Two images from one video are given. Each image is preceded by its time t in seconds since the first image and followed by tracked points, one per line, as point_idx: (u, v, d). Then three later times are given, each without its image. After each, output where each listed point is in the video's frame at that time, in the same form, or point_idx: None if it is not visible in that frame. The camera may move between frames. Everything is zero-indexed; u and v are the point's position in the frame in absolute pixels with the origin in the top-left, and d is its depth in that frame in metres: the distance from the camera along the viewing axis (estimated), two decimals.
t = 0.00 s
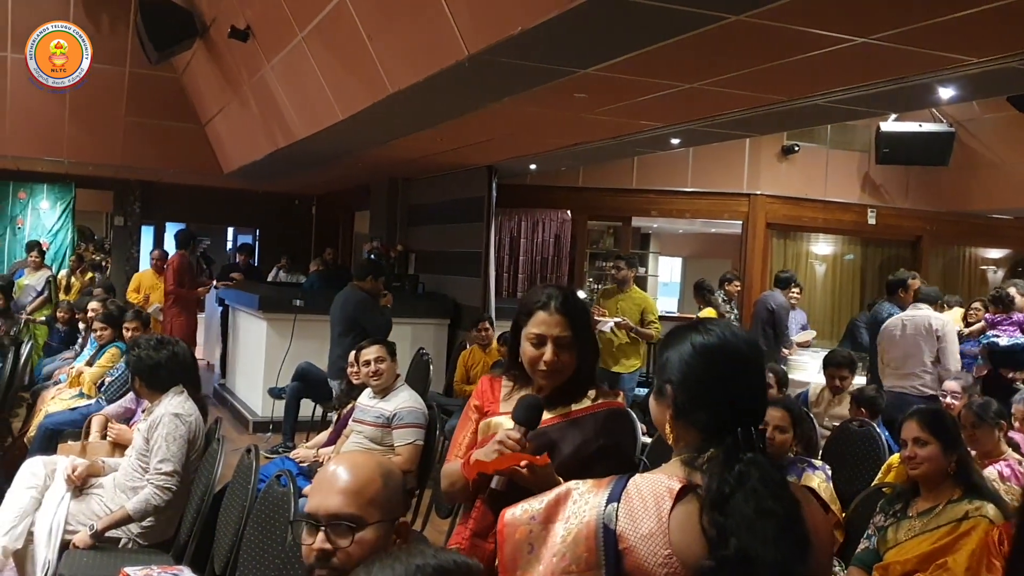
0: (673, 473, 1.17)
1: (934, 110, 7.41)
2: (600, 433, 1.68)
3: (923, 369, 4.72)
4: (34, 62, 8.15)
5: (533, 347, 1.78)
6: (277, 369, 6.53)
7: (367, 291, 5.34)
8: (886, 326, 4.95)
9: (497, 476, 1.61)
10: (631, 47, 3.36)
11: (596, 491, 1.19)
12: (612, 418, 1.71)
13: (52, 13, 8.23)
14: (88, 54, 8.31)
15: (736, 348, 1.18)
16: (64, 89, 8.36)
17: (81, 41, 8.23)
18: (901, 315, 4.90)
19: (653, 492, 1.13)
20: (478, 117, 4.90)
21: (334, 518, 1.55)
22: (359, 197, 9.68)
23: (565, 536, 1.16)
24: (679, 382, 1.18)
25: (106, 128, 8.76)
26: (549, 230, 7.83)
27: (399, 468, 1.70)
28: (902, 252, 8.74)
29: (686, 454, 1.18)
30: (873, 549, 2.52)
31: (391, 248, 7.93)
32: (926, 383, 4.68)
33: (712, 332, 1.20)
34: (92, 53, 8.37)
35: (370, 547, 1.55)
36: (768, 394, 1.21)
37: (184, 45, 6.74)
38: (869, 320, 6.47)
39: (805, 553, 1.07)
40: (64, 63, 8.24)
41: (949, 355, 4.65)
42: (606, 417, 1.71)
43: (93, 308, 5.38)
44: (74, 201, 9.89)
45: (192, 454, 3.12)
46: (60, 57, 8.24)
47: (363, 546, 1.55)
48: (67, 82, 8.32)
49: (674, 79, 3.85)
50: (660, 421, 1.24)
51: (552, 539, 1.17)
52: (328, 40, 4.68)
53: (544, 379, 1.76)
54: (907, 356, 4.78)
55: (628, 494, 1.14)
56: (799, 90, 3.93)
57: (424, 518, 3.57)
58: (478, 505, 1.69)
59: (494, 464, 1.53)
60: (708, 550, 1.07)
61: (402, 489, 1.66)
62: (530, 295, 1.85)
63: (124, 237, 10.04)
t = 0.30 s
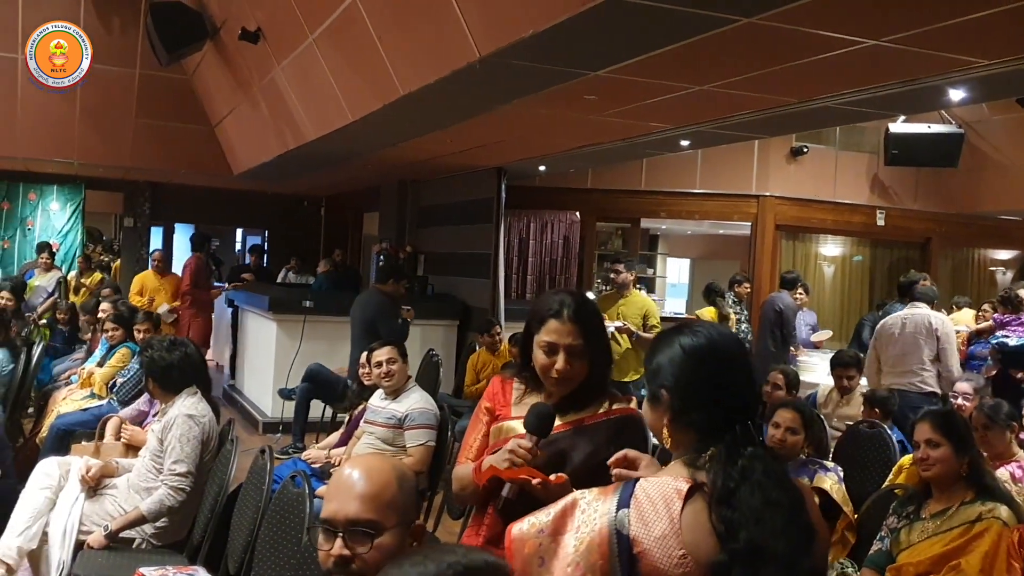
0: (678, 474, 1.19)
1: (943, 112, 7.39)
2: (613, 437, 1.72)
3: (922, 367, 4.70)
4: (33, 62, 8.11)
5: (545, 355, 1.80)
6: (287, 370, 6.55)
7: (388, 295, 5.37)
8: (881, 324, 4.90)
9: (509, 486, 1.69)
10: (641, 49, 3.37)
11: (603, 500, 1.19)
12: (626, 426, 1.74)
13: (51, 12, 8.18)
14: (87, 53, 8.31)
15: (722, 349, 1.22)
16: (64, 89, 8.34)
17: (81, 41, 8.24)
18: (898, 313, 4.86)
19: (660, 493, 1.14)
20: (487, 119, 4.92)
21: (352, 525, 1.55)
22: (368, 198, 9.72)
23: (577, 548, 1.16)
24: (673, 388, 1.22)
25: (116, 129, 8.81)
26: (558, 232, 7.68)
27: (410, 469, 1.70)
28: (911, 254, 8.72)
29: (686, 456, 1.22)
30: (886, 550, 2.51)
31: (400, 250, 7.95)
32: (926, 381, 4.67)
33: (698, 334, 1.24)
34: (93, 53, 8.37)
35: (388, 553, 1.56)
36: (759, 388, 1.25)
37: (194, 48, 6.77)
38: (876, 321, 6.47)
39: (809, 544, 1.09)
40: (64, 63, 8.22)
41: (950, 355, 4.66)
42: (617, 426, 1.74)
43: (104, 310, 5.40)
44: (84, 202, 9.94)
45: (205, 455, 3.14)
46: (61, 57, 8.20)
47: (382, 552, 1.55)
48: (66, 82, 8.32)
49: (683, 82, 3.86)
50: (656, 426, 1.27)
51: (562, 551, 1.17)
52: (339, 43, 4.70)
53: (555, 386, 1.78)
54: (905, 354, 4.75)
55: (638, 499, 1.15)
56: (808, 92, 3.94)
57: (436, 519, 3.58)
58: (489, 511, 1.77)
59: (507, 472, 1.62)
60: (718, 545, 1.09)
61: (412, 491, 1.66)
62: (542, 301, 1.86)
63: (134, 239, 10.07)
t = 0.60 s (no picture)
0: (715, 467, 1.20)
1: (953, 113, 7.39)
2: (639, 440, 1.69)
3: (933, 370, 4.70)
4: (33, 62, 8.14)
5: (571, 358, 1.77)
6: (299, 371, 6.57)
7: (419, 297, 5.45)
8: (894, 324, 4.89)
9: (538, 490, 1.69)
10: (660, 50, 3.37)
11: (643, 497, 1.16)
12: (655, 429, 1.70)
13: (50, 12, 8.18)
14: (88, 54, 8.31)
15: (734, 351, 1.27)
16: (63, 89, 8.35)
17: (81, 41, 8.26)
18: (913, 312, 4.84)
19: (701, 483, 1.15)
20: (501, 120, 4.92)
21: (386, 530, 1.54)
22: (377, 199, 9.74)
23: (622, 541, 1.13)
24: (697, 395, 1.25)
25: (127, 130, 8.83)
26: (567, 232, 7.68)
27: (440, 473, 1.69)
28: (920, 255, 8.71)
29: (715, 451, 1.24)
30: (910, 551, 2.50)
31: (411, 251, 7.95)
32: (937, 383, 4.67)
33: (712, 339, 1.28)
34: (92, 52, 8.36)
35: (423, 558, 1.54)
36: (773, 385, 1.31)
37: (207, 49, 6.80)
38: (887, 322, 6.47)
39: (840, 534, 1.11)
40: (64, 63, 8.23)
41: (962, 360, 4.66)
42: (644, 429, 1.71)
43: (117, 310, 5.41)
44: (93, 203, 9.96)
45: (227, 456, 3.15)
46: (61, 57, 8.20)
47: (416, 557, 1.54)
48: (67, 82, 8.34)
49: (700, 83, 3.86)
50: (680, 432, 1.30)
51: (604, 546, 1.14)
52: (354, 44, 4.71)
53: (581, 390, 1.76)
54: (917, 356, 4.75)
55: (679, 490, 1.14)
56: (825, 93, 3.94)
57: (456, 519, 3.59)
58: (517, 515, 1.75)
59: (537, 479, 1.63)
60: (759, 532, 1.10)
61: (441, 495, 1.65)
62: (568, 303, 1.83)
63: (143, 239, 10.10)
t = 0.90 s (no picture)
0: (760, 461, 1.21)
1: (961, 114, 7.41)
2: (670, 442, 1.72)
3: (949, 376, 4.73)
4: (34, 62, 8.15)
5: (600, 361, 1.76)
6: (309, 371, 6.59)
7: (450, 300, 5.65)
8: (913, 326, 4.90)
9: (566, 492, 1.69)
10: (679, 52, 3.39)
11: (692, 486, 1.20)
12: (684, 430, 1.73)
13: (50, 13, 8.17)
14: (87, 54, 8.35)
15: (776, 353, 1.27)
16: (64, 89, 8.39)
17: (81, 41, 8.30)
18: (932, 315, 4.86)
19: (748, 471, 1.19)
20: (514, 121, 4.93)
21: (433, 524, 1.59)
22: (384, 199, 9.75)
23: (677, 528, 1.16)
24: (743, 398, 1.24)
25: (135, 130, 8.85)
26: (575, 233, 7.76)
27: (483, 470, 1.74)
28: (927, 255, 8.72)
29: (758, 447, 1.24)
30: (929, 550, 2.51)
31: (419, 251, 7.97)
32: (952, 389, 4.70)
33: (753, 343, 1.28)
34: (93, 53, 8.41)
35: (469, 551, 1.59)
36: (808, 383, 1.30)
37: (216, 49, 6.82)
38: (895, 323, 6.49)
39: (883, 521, 1.16)
40: (64, 63, 8.23)
41: (979, 369, 4.69)
42: (674, 431, 1.73)
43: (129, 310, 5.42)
44: (100, 203, 9.97)
45: (247, 453, 3.17)
46: (60, 57, 8.23)
47: (462, 550, 1.59)
48: (67, 82, 8.34)
49: (716, 84, 3.88)
50: (721, 435, 1.29)
51: (655, 533, 1.17)
52: (369, 44, 4.73)
53: (613, 393, 1.76)
54: (933, 360, 4.78)
55: (729, 478, 1.19)
56: (840, 95, 3.95)
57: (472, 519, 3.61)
58: (548, 516, 1.75)
59: (569, 481, 1.64)
60: (808, 520, 1.15)
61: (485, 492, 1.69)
62: (598, 306, 1.82)
63: (150, 239, 10.11)
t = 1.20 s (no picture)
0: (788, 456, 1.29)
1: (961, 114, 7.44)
2: (686, 443, 1.73)
3: (949, 374, 4.75)
4: (34, 62, 8.28)
5: (618, 360, 1.77)
6: (311, 370, 6.59)
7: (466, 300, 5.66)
8: (913, 325, 4.90)
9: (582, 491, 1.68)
10: (685, 52, 3.39)
11: (722, 479, 1.25)
12: (700, 429, 1.74)
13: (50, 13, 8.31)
14: (89, 54, 8.47)
15: (799, 354, 1.34)
16: (64, 89, 8.46)
17: (82, 41, 8.42)
18: (932, 313, 4.86)
19: (778, 466, 1.26)
20: (517, 121, 4.94)
21: (442, 521, 1.55)
22: (384, 199, 9.75)
23: (712, 519, 1.21)
24: (770, 398, 1.32)
25: (135, 129, 8.85)
26: (577, 232, 7.93)
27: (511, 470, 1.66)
28: (926, 256, 8.74)
29: (785, 445, 1.32)
30: (937, 549, 2.48)
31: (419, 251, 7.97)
32: (952, 387, 4.71)
33: (774, 343, 1.35)
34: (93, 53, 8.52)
35: (475, 552, 1.54)
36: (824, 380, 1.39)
37: (218, 48, 6.82)
38: (895, 323, 6.50)
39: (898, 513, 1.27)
40: (63, 63, 8.35)
41: (979, 368, 4.70)
42: (691, 431, 1.74)
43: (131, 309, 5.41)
44: (100, 202, 9.96)
45: (254, 451, 3.17)
46: (61, 57, 8.35)
47: (468, 549, 1.54)
48: (66, 82, 8.42)
49: (721, 85, 3.89)
50: (746, 435, 1.36)
51: (686, 526, 1.22)
52: (373, 44, 4.73)
53: (631, 392, 1.76)
54: (935, 359, 4.79)
55: (760, 471, 1.25)
56: (844, 95, 3.96)
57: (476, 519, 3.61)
58: (563, 514, 1.76)
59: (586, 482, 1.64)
60: (839, 513, 1.23)
61: (508, 492, 1.62)
62: (616, 306, 1.83)
63: (149, 238, 10.09)
